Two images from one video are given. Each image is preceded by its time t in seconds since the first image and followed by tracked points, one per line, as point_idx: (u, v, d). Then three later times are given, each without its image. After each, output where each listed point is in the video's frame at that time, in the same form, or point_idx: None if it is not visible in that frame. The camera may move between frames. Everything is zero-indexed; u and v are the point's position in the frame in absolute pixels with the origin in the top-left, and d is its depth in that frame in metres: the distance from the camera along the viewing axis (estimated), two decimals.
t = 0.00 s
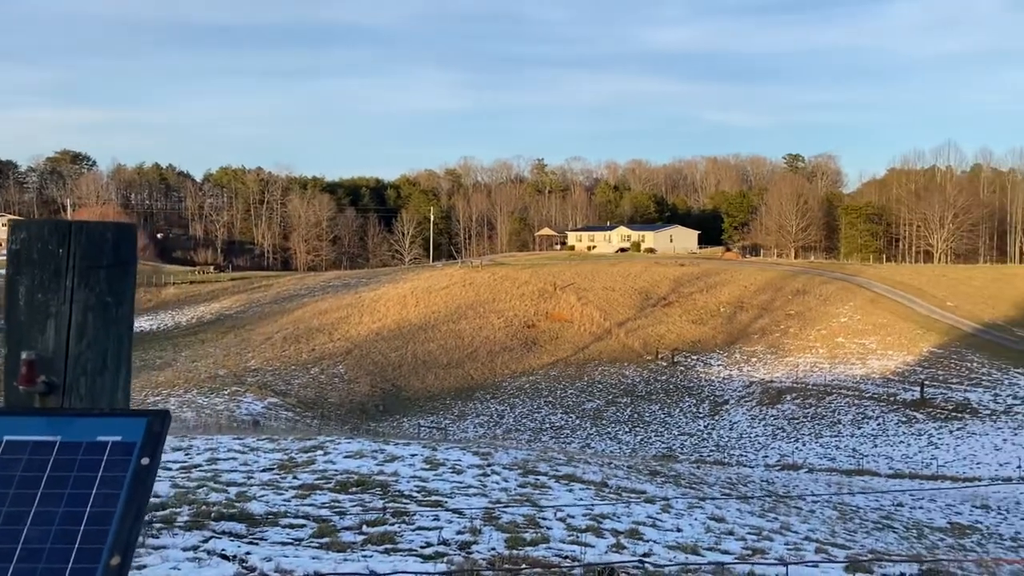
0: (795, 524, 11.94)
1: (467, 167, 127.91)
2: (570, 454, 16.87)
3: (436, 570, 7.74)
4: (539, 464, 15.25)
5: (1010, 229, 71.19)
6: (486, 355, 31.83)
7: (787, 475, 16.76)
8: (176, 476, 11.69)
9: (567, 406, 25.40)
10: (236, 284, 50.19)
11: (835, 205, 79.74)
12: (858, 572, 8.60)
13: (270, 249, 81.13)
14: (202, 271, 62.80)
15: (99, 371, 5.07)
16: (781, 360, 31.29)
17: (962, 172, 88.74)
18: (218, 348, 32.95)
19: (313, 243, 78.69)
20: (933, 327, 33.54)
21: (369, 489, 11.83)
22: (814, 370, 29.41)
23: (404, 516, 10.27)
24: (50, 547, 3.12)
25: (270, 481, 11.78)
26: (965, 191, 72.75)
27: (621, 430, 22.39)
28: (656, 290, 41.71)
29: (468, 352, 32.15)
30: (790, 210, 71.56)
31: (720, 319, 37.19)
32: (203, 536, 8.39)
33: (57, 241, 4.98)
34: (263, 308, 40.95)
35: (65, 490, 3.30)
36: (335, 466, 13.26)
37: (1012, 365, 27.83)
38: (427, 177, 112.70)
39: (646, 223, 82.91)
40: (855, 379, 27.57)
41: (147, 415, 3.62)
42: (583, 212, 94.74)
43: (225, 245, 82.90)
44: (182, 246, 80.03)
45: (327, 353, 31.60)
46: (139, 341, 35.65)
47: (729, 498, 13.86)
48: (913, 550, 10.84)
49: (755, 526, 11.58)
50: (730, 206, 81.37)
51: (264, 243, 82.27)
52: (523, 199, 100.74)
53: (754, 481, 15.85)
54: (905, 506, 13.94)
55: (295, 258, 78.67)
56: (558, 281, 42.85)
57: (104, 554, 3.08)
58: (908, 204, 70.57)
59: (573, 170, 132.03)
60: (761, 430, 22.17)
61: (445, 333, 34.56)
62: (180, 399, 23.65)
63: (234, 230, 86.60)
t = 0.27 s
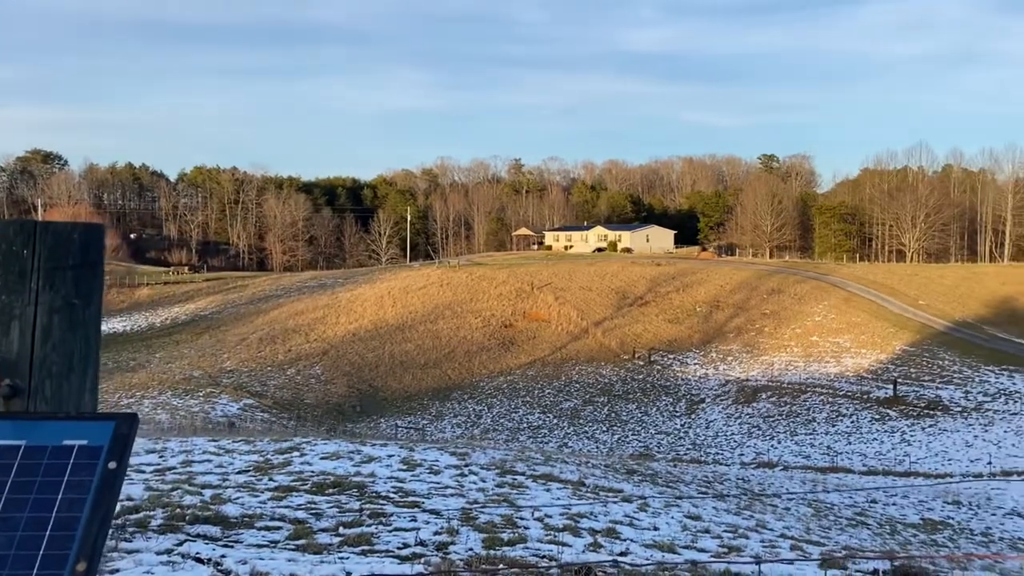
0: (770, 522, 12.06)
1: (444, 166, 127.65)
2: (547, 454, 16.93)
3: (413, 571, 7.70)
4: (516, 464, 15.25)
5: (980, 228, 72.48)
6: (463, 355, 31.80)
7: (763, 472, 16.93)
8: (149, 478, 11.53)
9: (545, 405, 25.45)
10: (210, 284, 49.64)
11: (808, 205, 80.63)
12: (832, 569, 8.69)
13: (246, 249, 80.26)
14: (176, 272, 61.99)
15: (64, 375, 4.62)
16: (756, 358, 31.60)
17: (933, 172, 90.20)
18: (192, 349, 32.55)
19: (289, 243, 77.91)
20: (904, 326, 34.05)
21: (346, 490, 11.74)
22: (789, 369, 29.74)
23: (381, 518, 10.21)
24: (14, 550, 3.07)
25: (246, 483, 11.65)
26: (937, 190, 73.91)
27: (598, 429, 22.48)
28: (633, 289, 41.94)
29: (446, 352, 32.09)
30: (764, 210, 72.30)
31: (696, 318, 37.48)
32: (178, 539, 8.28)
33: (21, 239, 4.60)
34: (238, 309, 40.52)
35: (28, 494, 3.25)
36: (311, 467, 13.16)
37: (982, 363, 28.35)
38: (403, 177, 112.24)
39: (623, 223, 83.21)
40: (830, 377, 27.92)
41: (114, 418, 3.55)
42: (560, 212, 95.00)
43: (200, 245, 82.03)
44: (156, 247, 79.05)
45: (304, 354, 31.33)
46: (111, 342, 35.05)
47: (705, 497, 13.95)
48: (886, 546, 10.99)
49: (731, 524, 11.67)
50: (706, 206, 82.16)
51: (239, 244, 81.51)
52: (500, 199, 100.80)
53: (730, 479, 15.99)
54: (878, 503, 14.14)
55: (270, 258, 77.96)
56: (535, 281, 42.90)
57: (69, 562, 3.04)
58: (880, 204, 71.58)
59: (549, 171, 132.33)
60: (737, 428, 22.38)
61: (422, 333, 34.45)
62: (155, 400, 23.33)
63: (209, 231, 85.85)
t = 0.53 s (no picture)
0: (747, 518, 12.17)
1: (422, 165, 127.15)
2: (526, 452, 16.96)
3: (391, 571, 7.68)
4: (495, 463, 15.25)
5: (951, 228, 73.71)
6: (442, 355, 31.72)
7: (739, 470, 17.09)
8: (124, 479, 11.38)
9: (524, 404, 25.47)
10: (185, 284, 49.06)
11: (784, 205, 81.39)
12: (808, 565, 8.79)
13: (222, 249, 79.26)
14: (150, 271, 61.11)
15: (32, 377, 5.06)
16: (732, 356, 31.88)
17: (906, 172, 91.51)
18: (167, 349, 32.13)
19: (266, 242, 77.06)
20: (878, 323, 34.53)
21: (323, 490, 11.67)
22: (764, 366, 30.05)
23: (359, 518, 10.16)
24: None
25: (222, 484, 11.53)
26: (909, 190, 74.96)
27: (577, 427, 22.55)
28: (611, 288, 42.11)
29: (424, 352, 32.00)
30: (741, 209, 72.91)
31: (673, 316, 37.76)
32: (152, 541, 8.16)
33: None
34: (213, 308, 40.08)
35: None
36: (288, 468, 13.06)
37: (953, 360, 28.83)
38: (381, 175, 111.60)
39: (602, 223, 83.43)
40: (805, 375, 28.25)
41: (84, 420, 3.61)
42: (538, 211, 95.12)
43: (175, 245, 80.91)
44: (130, 245, 77.97)
45: (280, 353, 31.06)
46: (83, 342, 34.47)
47: (683, 494, 14.04)
48: (861, 542, 11.14)
49: (708, 521, 11.75)
50: (683, 205, 82.52)
51: (215, 242, 80.66)
52: (478, 198, 100.63)
53: (707, 476, 16.13)
54: (852, 499, 14.33)
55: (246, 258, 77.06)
56: (514, 280, 42.92)
57: (37, 565, 3.11)
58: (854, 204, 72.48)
59: (528, 169, 132.32)
60: (714, 425, 22.58)
61: (400, 332, 34.32)
62: (129, 401, 23.01)
63: (184, 230, 84.68)
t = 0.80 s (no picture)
0: (728, 516, 12.25)
1: (403, 163, 126.62)
2: (507, 451, 16.96)
3: (373, 571, 7.62)
4: (477, 462, 15.23)
5: (928, 227, 74.62)
6: (422, 354, 31.61)
7: (720, 468, 17.20)
8: (101, 480, 11.23)
9: (505, 403, 25.47)
10: (163, 282, 48.48)
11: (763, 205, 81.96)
12: (789, 563, 8.86)
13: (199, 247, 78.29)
14: (126, 270, 60.25)
15: (27, 373, 6.35)
16: (712, 355, 32.09)
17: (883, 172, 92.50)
18: (144, 349, 31.73)
19: (244, 241, 76.28)
20: (856, 322, 34.90)
21: (304, 490, 11.58)
22: (744, 365, 30.27)
23: (341, 518, 10.09)
24: None
25: (201, 484, 11.40)
26: (887, 190, 75.78)
27: (557, 426, 22.57)
28: (592, 287, 42.21)
29: (405, 351, 31.88)
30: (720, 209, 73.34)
31: (654, 315, 37.93)
32: (131, 543, 8.06)
33: None
34: (191, 307, 39.63)
35: None
36: (268, 468, 12.94)
37: (930, 359, 29.21)
38: (361, 174, 110.95)
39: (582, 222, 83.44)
40: (784, 373, 28.50)
41: (75, 420, 3.59)
42: (519, 210, 95.12)
43: (152, 243, 79.87)
44: (105, 243, 76.95)
45: (259, 353, 30.79)
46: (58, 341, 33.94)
47: (665, 492, 14.11)
48: (841, 540, 11.25)
49: (689, 519, 11.82)
50: (664, 204, 82.68)
51: (192, 240, 79.82)
52: (459, 197, 100.44)
53: (688, 474, 16.22)
54: (831, 497, 14.47)
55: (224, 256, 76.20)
56: (495, 279, 42.89)
57: (31, 566, 3.06)
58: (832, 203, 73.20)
59: (509, 168, 132.20)
60: (693, 424, 22.71)
61: (380, 331, 34.17)
62: (105, 401, 22.70)
63: (161, 229, 83.63)
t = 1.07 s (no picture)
0: (710, 514, 12.33)
1: (386, 161, 126.21)
2: (491, 450, 16.97)
3: (358, 571, 7.59)
4: (460, 461, 15.23)
5: (907, 227, 75.53)
6: (405, 353, 31.53)
7: (701, 466, 17.31)
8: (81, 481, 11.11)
9: (488, 402, 25.48)
10: (143, 281, 47.99)
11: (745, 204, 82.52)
12: (773, 560, 8.93)
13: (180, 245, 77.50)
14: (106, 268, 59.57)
15: (21, 372, 6.02)
16: (694, 354, 32.29)
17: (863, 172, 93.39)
18: (124, 348, 31.41)
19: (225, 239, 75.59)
20: (836, 321, 35.26)
21: (287, 490, 11.51)
22: (725, 363, 30.49)
23: (325, 517, 10.03)
24: None
25: (183, 484, 11.30)
26: (867, 191, 76.55)
27: (541, 425, 22.62)
28: (575, 286, 42.30)
29: (388, 350, 31.78)
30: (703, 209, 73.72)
31: (637, 314, 38.11)
32: (113, 543, 7.97)
33: None
34: (172, 306, 39.27)
35: None
36: (251, 468, 12.84)
37: (909, 357, 29.56)
38: (344, 172, 110.41)
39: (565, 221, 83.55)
40: (765, 372, 28.74)
41: (73, 420, 3.59)
42: (502, 209, 95.14)
43: (132, 241, 79.01)
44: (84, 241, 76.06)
45: (241, 352, 30.57)
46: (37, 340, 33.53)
47: (648, 490, 14.17)
48: (822, 537, 11.36)
49: (673, 517, 11.88)
50: (646, 204, 83.05)
51: (173, 239, 79.04)
52: (442, 196, 100.26)
53: (670, 473, 16.32)
54: (812, 494, 14.62)
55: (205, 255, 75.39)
56: (478, 278, 42.87)
57: (29, 567, 3.06)
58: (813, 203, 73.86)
59: (492, 167, 132.13)
60: (676, 422, 22.84)
61: (363, 330, 34.05)
62: (85, 401, 22.45)
63: (141, 227, 82.74)
